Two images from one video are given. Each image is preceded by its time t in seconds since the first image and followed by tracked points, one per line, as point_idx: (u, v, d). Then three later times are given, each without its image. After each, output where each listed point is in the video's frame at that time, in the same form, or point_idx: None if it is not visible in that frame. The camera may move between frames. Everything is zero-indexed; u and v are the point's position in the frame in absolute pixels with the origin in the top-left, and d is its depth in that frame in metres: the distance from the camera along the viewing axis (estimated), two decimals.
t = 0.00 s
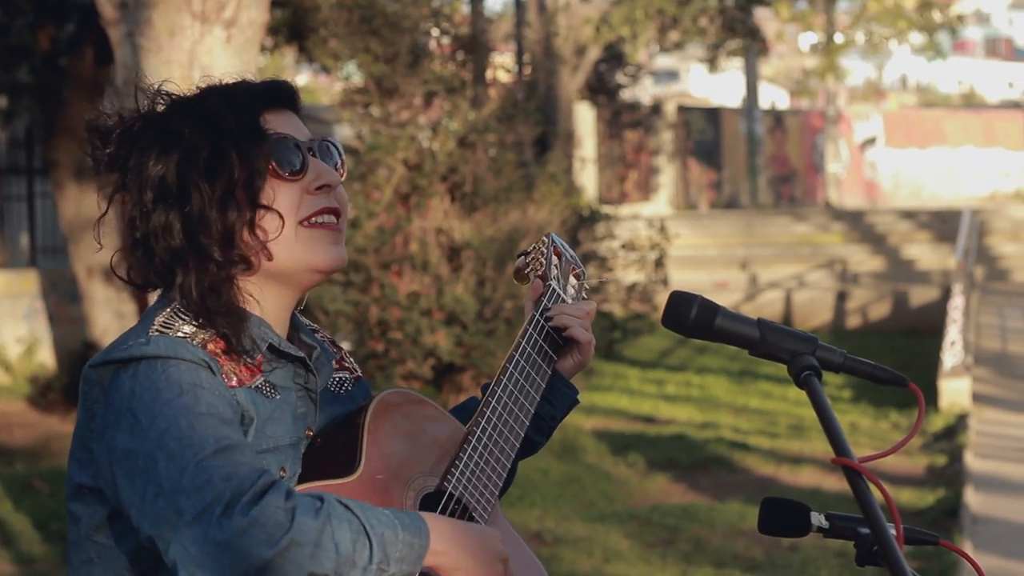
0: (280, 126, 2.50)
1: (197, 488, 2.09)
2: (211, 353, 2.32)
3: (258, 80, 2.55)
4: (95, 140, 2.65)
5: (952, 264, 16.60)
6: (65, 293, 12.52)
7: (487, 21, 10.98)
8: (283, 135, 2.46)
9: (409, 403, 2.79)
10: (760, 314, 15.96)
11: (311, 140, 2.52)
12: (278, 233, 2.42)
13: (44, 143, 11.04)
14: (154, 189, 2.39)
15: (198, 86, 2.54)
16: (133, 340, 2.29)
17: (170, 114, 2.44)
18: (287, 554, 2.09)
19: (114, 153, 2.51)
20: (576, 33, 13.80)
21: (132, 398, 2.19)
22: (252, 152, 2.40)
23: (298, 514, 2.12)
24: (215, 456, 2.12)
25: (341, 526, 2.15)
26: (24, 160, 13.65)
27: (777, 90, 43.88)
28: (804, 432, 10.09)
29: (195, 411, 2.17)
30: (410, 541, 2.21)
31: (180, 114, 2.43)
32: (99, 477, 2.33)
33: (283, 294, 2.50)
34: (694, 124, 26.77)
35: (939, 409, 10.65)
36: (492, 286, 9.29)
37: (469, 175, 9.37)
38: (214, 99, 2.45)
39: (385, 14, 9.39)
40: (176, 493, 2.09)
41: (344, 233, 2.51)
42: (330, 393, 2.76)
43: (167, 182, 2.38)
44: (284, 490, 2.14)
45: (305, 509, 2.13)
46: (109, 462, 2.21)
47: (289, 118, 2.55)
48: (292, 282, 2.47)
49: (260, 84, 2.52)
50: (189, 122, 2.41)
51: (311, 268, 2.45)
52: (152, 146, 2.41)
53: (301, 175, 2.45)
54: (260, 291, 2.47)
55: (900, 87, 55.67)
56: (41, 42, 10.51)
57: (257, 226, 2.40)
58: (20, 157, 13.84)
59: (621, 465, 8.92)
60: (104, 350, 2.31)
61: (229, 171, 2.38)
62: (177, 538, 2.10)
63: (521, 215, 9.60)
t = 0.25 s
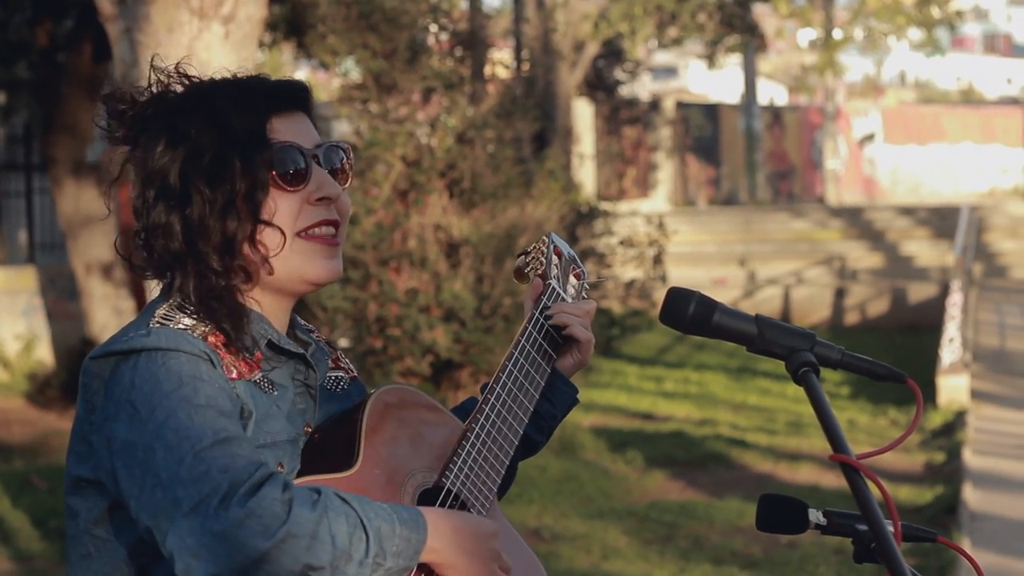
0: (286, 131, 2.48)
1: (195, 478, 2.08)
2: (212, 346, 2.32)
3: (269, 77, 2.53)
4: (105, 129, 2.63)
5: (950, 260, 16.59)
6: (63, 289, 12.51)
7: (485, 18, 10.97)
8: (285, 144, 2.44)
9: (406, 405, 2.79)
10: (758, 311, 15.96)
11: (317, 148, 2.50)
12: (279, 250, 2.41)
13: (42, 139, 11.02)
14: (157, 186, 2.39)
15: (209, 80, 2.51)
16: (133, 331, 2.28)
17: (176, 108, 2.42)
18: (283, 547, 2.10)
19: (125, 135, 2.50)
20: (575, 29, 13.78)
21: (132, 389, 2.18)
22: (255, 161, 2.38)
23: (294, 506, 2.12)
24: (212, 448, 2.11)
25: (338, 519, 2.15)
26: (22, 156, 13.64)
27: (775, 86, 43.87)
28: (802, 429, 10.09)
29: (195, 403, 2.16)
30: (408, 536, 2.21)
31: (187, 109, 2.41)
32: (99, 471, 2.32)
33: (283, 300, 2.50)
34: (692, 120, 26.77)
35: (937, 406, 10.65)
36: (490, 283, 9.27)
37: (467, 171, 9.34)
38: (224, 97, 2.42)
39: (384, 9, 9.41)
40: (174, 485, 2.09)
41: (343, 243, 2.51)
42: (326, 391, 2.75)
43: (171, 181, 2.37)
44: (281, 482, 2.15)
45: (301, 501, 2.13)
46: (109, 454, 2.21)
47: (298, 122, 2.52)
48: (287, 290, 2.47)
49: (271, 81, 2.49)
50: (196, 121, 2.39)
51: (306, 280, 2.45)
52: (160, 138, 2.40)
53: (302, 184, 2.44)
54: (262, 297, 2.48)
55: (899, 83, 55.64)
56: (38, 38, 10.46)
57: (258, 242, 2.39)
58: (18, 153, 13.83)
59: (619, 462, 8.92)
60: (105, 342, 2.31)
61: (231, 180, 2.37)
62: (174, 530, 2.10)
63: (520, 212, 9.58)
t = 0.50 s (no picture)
0: (285, 129, 2.47)
1: (194, 474, 2.09)
2: (214, 341, 2.32)
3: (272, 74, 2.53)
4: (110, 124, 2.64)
5: (952, 254, 16.59)
6: (65, 282, 12.52)
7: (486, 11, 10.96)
8: (284, 141, 2.43)
9: (410, 403, 2.79)
10: (759, 304, 15.96)
11: (318, 144, 2.49)
12: (277, 249, 2.41)
13: (43, 132, 11.02)
14: (157, 186, 2.42)
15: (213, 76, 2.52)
16: (136, 326, 2.28)
17: (179, 107, 2.43)
18: (283, 540, 2.09)
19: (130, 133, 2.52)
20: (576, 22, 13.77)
21: (133, 383, 2.18)
22: (252, 161, 2.38)
23: (294, 501, 2.12)
24: (213, 443, 2.12)
25: (338, 514, 2.15)
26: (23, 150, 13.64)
27: (776, 79, 43.85)
28: (804, 422, 10.09)
29: (196, 398, 2.17)
30: (409, 529, 2.21)
31: (189, 108, 2.42)
32: (99, 463, 2.32)
33: (284, 296, 2.50)
34: (694, 113, 26.76)
35: (938, 400, 10.64)
36: (492, 276, 9.25)
37: (468, 165, 9.33)
38: (226, 95, 2.42)
39: (384, 4, 9.68)
40: (173, 479, 2.09)
41: (344, 241, 2.49)
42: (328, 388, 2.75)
43: (169, 181, 2.40)
44: (281, 477, 2.14)
45: (300, 496, 2.13)
46: (108, 447, 2.21)
47: (300, 117, 2.51)
48: (289, 285, 2.46)
49: (272, 77, 2.48)
50: (196, 121, 2.40)
51: (308, 277, 2.44)
52: (163, 135, 2.42)
53: (302, 181, 2.43)
54: (262, 293, 2.47)
55: (901, 77, 55.60)
56: (40, 31, 10.45)
57: (255, 244, 2.40)
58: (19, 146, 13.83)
59: (621, 455, 8.92)
60: (107, 336, 2.31)
61: (228, 182, 2.37)
62: (173, 524, 2.10)
63: (521, 205, 9.57)
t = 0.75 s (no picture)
0: (287, 119, 2.48)
1: (190, 476, 2.08)
2: (212, 341, 2.32)
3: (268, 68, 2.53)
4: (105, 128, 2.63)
5: (951, 253, 16.58)
6: (64, 281, 12.54)
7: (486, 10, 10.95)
8: (287, 129, 2.44)
9: (407, 396, 2.79)
10: (759, 304, 15.97)
11: (317, 135, 2.50)
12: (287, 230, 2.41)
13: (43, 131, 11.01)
14: (159, 179, 2.39)
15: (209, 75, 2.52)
16: (135, 326, 2.27)
17: (176, 103, 2.42)
18: (281, 539, 2.09)
19: (124, 133, 2.50)
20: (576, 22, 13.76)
21: (131, 384, 2.17)
22: (256, 147, 2.39)
23: (290, 499, 2.12)
24: (210, 444, 2.11)
25: (334, 510, 2.15)
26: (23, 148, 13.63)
27: (776, 79, 43.89)
28: (803, 422, 10.09)
29: (193, 399, 2.16)
30: (404, 522, 2.21)
31: (187, 104, 2.41)
32: (99, 464, 2.32)
33: (287, 291, 2.48)
34: (694, 113, 26.77)
35: (938, 400, 10.65)
36: (491, 276, 9.25)
37: (468, 164, 9.33)
38: (224, 90, 2.42)
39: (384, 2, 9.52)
40: (170, 480, 2.08)
41: (347, 232, 2.49)
42: (330, 384, 2.75)
43: (172, 173, 2.38)
44: (275, 475, 2.13)
45: (296, 494, 2.13)
46: (108, 447, 2.21)
47: (298, 110, 2.52)
48: (292, 280, 2.46)
49: (270, 72, 2.49)
50: (195, 114, 2.39)
51: (310, 273, 2.44)
52: (160, 133, 2.40)
53: (305, 169, 2.44)
54: (264, 288, 2.46)
55: (901, 77, 55.58)
56: (40, 29, 10.47)
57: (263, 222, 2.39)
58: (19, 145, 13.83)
59: (620, 455, 8.92)
60: (105, 337, 2.29)
61: (234, 167, 2.37)
62: (172, 526, 2.09)
63: (521, 204, 9.57)
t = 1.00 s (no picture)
0: (286, 137, 2.46)
1: (191, 481, 2.08)
2: (214, 352, 2.32)
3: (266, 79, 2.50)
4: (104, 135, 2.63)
5: (954, 261, 16.57)
6: (67, 288, 12.55)
7: (489, 17, 10.96)
8: (284, 150, 2.42)
9: (410, 401, 2.79)
10: (762, 311, 15.96)
11: (315, 151, 2.48)
12: (286, 258, 2.40)
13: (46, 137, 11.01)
14: (155, 201, 2.40)
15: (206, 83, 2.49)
16: (136, 338, 2.28)
17: (173, 119, 2.41)
18: (282, 544, 2.09)
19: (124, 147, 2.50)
20: (579, 29, 13.75)
21: (132, 393, 2.18)
22: (252, 173, 2.37)
23: (291, 502, 2.11)
24: (209, 450, 2.11)
25: (335, 513, 2.14)
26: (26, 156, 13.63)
27: (779, 87, 43.92)
28: (806, 430, 10.08)
29: (194, 406, 2.16)
30: (401, 525, 2.20)
31: (183, 122, 2.40)
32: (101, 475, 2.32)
33: (287, 307, 2.49)
34: (696, 121, 26.78)
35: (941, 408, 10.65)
36: (494, 283, 9.25)
37: (471, 171, 9.34)
38: (220, 106, 2.40)
39: (387, 9, 9.37)
40: (171, 486, 2.09)
41: (347, 252, 2.48)
42: (335, 394, 2.75)
43: (169, 198, 2.38)
44: (277, 479, 2.12)
45: (298, 497, 2.12)
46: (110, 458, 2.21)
47: (296, 122, 2.49)
48: (293, 298, 2.46)
49: (267, 87, 2.44)
50: (192, 134, 2.38)
51: (311, 290, 2.44)
52: (158, 147, 2.40)
53: (303, 190, 2.43)
54: (268, 304, 2.46)
55: (904, 84, 55.56)
56: (43, 36, 10.48)
57: (260, 253, 2.39)
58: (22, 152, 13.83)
59: (623, 462, 8.92)
60: (107, 346, 2.30)
61: (229, 193, 2.36)
62: (174, 532, 2.09)
63: (524, 211, 9.57)
